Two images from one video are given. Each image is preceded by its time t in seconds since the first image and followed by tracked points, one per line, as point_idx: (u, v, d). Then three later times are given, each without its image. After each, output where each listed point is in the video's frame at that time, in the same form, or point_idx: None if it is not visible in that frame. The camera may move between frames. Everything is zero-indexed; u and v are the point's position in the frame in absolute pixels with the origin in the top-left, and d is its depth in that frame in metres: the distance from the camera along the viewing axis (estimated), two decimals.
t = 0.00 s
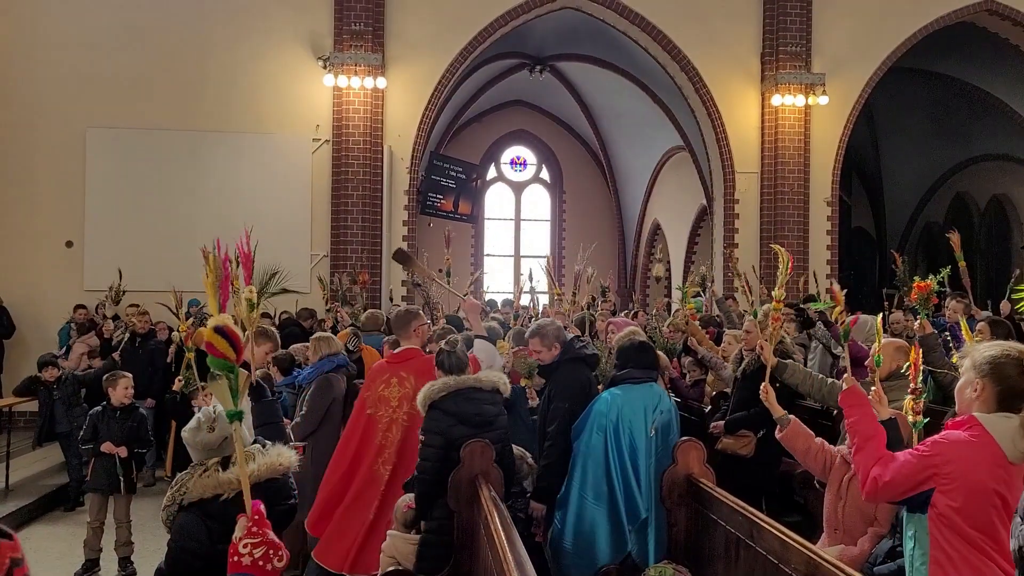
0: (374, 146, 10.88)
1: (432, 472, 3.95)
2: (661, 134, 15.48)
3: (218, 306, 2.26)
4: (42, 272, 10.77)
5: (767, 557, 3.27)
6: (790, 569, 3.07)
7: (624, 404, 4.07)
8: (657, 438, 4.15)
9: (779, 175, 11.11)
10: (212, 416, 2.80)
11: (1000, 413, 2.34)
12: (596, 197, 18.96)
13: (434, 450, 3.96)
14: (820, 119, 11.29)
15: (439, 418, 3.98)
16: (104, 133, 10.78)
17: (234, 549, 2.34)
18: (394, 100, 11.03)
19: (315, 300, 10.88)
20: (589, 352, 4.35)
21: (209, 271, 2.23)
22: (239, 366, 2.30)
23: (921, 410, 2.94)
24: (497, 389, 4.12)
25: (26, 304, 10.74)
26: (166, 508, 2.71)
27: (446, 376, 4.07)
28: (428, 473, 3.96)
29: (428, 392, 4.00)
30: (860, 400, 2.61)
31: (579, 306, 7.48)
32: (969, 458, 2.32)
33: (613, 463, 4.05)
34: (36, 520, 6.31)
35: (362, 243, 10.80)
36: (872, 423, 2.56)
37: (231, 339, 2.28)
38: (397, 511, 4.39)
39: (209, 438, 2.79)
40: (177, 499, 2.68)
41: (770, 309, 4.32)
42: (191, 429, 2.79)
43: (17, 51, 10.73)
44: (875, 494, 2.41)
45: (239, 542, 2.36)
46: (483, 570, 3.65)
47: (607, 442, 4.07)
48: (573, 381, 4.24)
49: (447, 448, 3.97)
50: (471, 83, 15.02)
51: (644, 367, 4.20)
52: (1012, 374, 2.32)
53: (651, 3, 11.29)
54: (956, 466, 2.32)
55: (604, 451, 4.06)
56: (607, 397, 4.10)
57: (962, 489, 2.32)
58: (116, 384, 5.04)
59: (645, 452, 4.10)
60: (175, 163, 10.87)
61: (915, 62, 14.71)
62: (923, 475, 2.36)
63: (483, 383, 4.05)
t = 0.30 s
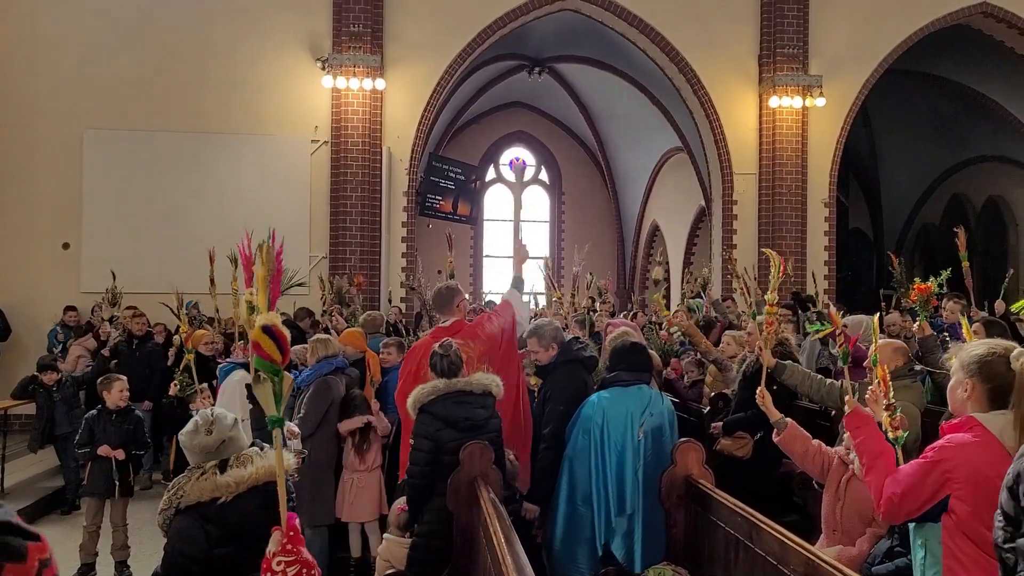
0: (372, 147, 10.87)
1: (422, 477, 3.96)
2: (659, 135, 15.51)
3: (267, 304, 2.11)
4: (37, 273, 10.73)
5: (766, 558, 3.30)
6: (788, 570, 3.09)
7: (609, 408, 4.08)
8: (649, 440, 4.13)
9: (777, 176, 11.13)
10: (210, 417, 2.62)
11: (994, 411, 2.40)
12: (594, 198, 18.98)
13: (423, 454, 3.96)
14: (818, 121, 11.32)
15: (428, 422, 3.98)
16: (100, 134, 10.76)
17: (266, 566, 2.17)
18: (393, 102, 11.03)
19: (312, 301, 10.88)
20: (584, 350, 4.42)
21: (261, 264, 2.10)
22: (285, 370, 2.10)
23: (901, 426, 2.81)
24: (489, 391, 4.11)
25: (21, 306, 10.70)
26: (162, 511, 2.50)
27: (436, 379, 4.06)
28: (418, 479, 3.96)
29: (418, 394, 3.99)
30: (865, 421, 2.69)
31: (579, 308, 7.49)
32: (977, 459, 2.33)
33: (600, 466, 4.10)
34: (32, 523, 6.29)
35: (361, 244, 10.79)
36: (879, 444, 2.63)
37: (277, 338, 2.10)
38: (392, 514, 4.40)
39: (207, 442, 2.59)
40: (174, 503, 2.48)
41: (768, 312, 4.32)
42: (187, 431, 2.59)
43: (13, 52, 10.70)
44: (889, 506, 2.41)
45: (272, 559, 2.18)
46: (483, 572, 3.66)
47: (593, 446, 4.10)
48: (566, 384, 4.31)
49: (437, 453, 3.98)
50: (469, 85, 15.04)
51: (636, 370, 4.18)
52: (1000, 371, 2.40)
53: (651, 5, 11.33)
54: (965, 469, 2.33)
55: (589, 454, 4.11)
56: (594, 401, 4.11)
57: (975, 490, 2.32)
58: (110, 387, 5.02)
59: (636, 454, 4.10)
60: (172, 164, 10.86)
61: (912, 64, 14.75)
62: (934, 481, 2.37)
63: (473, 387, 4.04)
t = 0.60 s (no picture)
0: (370, 148, 10.87)
1: (421, 477, 3.96)
2: (657, 136, 15.52)
3: (320, 321, 2.74)
4: (34, 274, 10.73)
5: (763, 558, 3.29)
6: (784, 570, 3.10)
7: (601, 410, 4.10)
8: (642, 441, 4.15)
9: (775, 177, 11.13)
10: (207, 418, 2.62)
11: (984, 411, 2.41)
12: (592, 199, 18.98)
13: (420, 456, 3.96)
14: (815, 122, 11.33)
15: (427, 424, 3.97)
16: (98, 135, 10.75)
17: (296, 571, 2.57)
18: (390, 103, 11.03)
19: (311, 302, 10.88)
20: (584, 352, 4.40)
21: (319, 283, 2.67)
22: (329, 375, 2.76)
23: (903, 426, 2.92)
24: (485, 393, 4.11)
25: (19, 307, 10.70)
26: (159, 511, 2.50)
27: (435, 380, 4.06)
28: (416, 479, 3.97)
29: (415, 396, 3.99)
30: (859, 417, 2.90)
31: (576, 309, 7.49)
32: (971, 458, 2.34)
33: (591, 467, 4.11)
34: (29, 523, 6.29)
35: (359, 244, 10.78)
36: (871, 439, 2.84)
37: (327, 352, 2.74)
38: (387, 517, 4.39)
39: (203, 442, 2.58)
40: (170, 504, 2.48)
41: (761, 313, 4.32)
42: (183, 431, 2.59)
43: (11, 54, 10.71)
44: (881, 499, 2.44)
45: (301, 564, 2.58)
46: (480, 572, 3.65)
47: (584, 447, 4.13)
48: (560, 386, 4.31)
49: (433, 455, 3.98)
50: (467, 86, 15.05)
51: (629, 371, 4.19)
52: (989, 373, 2.40)
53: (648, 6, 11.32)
54: (958, 466, 2.34)
55: (580, 455, 4.13)
56: (586, 403, 4.14)
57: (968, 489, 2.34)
58: (107, 387, 5.02)
59: (629, 456, 4.12)
60: (170, 166, 10.86)
61: (909, 65, 14.77)
62: (927, 477, 2.39)
63: (471, 389, 4.04)
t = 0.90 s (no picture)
0: (368, 149, 10.87)
1: (417, 478, 3.97)
2: (655, 137, 15.53)
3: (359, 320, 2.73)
4: (33, 275, 10.72)
5: (761, 559, 3.30)
6: (783, 572, 3.09)
7: (597, 412, 4.09)
8: (638, 443, 4.16)
9: (773, 178, 11.15)
10: (204, 418, 2.63)
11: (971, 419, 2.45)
12: (590, 200, 18.97)
13: (416, 458, 3.97)
14: (813, 123, 11.33)
15: (422, 427, 3.98)
16: (97, 136, 10.76)
17: (311, 566, 2.71)
18: (389, 104, 11.03)
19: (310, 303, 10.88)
20: (568, 354, 4.35)
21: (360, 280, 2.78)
22: (362, 377, 2.76)
23: (902, 420, 2.89)
24: (481, 394, 4.11)
25: (18, 307, 10.70)
26: (157, 511, 2.52)
27: (430, 382, 4.07)
28: (412, 481, 3.98)
29: (410, 399, 4.01)
30: (853, 419, 2.95)
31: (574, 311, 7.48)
32: (955, 465, 2.38)
33: (588, 470, 4.10)
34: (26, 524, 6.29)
35: (357, 245, 10.78)
36: (863, 440, 2.90)
37: (363, 354, 2.74)
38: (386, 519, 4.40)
39: (199, 443, 2.59)
40: (169, 504, 2.48)
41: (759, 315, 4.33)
42: (181, 432, 2.60)
43: (10, 55, 10.72)
44: (867, 501, 2.49)
45: (316, 563, 2.71)
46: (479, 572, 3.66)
47: (580, 449, 4.11)
48: (554, 389, 4.27)
49: (430, 457, 4.00)
50: (466, 86, 15.06)
51: (624, 372, 4.19)
52: (978, 382, 2.43)
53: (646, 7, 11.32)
54: (941, 472, 2.38)
55: (577, 457, 4.10)
56: (582, 404, 4.12)
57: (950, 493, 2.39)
58: (105, 388, 5.01)
59: (627, 458, 4.13)
60: (169, 166, 10.86)
61: (908, 66, 14.78)
62: (910, 481, 2.43)
63: (465, 391, 4.05)
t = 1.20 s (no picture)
0: (364, 149, 10.85)
1: (414, 480, 3.99)
2: (651, 138, 15.56)
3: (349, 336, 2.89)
4: (26, 276, 10.67)
5: (757, 560, 3.32)
6: (778, 572, 3.11)
7: (592, 415, 4.08)
8: (634, 444, 4.17)
9: (768, 180, 11.18)
10: (199, 420, 2.60)
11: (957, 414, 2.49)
12: (586, 201, 18.99)
13: (409, 462, 3.98)
14: (809, 126, 11.36)
15: (414, 430, 3.99)
16: (91, 137, 10.72)
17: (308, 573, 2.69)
18: (385, 105, 11.02)
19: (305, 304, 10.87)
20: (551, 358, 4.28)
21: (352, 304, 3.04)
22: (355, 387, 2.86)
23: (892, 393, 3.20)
24: (475, 396, 4.08)
25: (11, 309, 10.65)
26: (152, 513, 2.49)
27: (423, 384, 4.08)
28: (408, 484, 3.99)
29: (403, 401, 4.02)
30: (843, 419, 2.96)
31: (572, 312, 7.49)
32: (941, 458, 2.44)
33: (584, 471, 4.11)
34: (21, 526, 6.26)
35: (353, 246, 10.77)
36: (852, 439, 2.91)
37: (354, 365, 2.85)
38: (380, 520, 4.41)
39: (194, 444, 2.55)
40: (163, 507, 2.46)
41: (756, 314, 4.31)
42: (175, 433, 2.57)
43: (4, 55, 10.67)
44: (856, 496, 2.54)
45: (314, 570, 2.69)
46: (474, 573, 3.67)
47: (576, 451, 4.11)
48: (547, 392, 4.23)
49: (423, 460, 4.01)
50: (462, 87, 15.05)
51: (618, 374, 4.19)
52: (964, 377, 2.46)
53: (644, 10, 11.33)
54: (927, 466, 2.45)
55: (572, 460, 4.11)
56: (577, 406, 4.12)
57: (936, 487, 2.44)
58: (100, 390, 4.99)
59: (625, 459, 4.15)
60: (164, 168, 10.84)
61: (903, 69, 14.83)
62: (898, 476, 2.49)
63: (459, 392, 4.02)
